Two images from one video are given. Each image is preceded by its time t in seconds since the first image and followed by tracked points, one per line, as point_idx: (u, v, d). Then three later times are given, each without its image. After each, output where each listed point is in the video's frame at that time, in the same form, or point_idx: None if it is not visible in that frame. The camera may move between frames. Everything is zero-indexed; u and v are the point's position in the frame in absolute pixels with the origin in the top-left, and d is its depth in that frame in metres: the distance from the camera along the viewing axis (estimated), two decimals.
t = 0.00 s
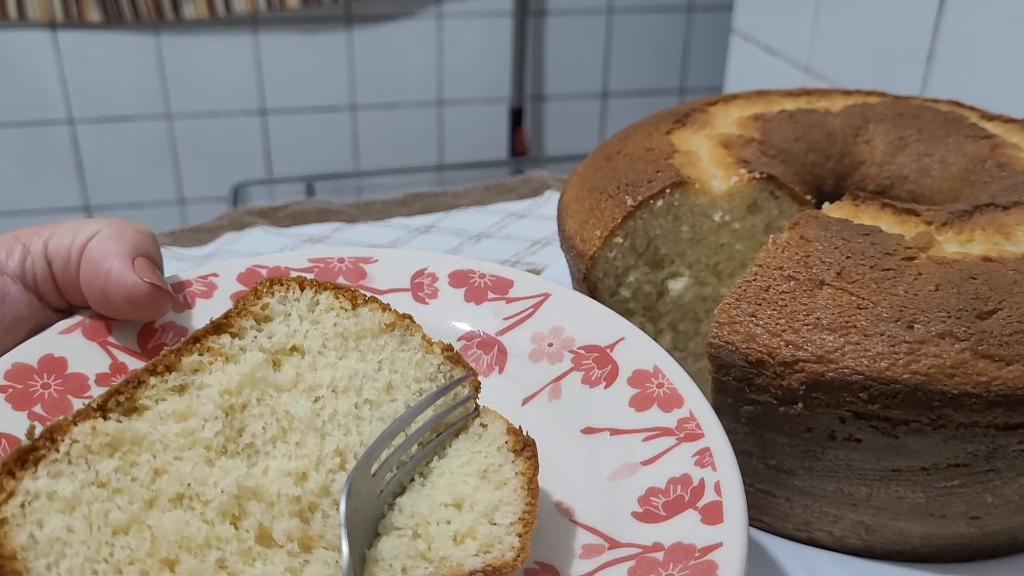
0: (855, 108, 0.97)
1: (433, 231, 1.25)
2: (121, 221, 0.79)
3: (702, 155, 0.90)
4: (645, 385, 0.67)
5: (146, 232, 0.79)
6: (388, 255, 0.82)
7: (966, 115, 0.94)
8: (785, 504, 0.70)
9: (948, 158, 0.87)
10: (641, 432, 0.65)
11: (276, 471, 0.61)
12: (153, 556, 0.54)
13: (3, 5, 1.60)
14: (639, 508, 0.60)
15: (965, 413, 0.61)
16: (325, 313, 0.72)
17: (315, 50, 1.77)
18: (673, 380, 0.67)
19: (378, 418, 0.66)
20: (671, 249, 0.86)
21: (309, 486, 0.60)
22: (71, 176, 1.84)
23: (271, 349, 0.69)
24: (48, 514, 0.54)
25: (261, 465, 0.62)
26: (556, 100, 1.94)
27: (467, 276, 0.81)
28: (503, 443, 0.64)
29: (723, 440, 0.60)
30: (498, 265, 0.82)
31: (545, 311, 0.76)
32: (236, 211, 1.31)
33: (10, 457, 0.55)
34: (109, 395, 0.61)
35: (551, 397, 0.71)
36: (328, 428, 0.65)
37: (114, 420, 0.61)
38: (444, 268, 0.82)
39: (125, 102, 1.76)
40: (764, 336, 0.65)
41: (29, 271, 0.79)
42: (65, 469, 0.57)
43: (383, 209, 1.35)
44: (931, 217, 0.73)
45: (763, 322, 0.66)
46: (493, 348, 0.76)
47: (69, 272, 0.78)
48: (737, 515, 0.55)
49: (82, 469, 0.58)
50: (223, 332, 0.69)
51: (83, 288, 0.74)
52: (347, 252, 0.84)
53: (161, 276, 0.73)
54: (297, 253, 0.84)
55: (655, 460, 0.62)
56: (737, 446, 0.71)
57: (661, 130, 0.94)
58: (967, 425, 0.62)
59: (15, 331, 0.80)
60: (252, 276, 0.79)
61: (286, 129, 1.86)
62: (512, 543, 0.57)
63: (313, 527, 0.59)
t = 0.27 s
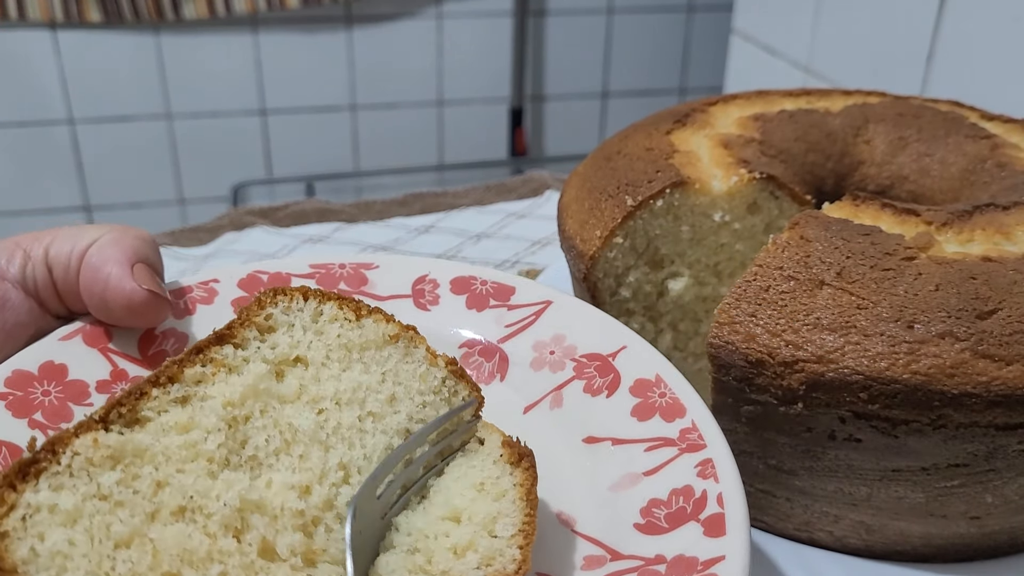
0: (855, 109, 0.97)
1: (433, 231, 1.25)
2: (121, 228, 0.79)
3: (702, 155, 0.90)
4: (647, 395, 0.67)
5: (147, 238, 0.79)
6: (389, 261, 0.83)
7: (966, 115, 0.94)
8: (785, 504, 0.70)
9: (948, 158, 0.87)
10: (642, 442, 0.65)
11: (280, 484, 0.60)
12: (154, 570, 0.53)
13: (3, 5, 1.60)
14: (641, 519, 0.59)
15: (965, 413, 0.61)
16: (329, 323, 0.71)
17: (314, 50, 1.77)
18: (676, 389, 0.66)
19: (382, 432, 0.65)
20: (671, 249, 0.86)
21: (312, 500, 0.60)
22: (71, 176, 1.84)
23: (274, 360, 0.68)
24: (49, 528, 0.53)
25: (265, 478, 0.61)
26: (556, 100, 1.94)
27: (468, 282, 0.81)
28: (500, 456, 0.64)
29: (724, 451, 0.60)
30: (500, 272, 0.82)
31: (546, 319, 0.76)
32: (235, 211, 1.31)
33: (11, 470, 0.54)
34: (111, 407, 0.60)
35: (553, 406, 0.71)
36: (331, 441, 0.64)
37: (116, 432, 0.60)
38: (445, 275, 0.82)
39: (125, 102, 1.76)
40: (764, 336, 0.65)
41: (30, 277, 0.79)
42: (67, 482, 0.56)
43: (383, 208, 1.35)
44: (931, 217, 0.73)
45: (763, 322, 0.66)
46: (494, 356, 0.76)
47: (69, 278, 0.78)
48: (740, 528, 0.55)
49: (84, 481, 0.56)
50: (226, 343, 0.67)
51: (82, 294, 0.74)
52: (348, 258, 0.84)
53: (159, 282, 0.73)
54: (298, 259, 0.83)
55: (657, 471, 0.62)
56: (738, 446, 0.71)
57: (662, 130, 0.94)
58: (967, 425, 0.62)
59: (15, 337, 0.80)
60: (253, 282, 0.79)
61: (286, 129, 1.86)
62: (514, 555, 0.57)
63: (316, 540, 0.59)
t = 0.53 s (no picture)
0: (855, 109, 0.97)
1: (433, 231, 1.25)
2: (119, 236, 0.80)
3: (702, 155, 0.90)
4: (644, 404, 0.67)
5: (144, 246, 0.79)
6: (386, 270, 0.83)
7: (966, 115, 0.94)
8: (785, 505, 0.71)
9: (948, 158, 0.87)
10: (639, 451, 0.65)
11: (277, 495, 0.60)
12: None
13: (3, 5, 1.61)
14: (637, 529, 0.60)
15: (965, 413, 0.61)
16: (327, 332, 0.70)
17: (315, 50, 1.77)
18: (673, 399, 0.67)
19: (378, 441, 0.64)
20: (671, 249, 0.86)
21: (309, 511, 0.60)
22: (71, 176, 1.84)
23: (272, 370, 0.67)
24: (46, 537, 0.53)
25: (261, 489, 0.61)
26: (556, 100, 1.94)
27: (466, 290, 0.81)
28: (493, 468, 0.64)
29: (721, 461, 0.60)
30: (497, 280, 0.82)
31: (544, 328, 0.76)
32: (235, 211, 1.31)
33: (8, 479, 0.54)
34: (108, 417, 0.60)
35: (549, 414, 0.71)
36: (329, 451, 0.64)
37: (113, 441, 0.59)
38: (442, 283, 0.82)
39: (125, 102, 1.76)
40: (764, 336, 0.65)
41: (27, 285, 0.79)
42: (63, 491, 0.56)
43: (383, 208, 1.35)
44: (932, 217, 0.73)
45: (763, 322, 0.66)
46: (491, 364, 0.76)
47: (67, 285, 0.77)
48: (735, 539, 0.55)
49: (81, 491, 0.56)
50: (223, 352, 0.67)
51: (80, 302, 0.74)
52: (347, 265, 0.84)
53: (156, 290, 0.73)
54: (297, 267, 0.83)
55: (653, 481, 0.62)
56: (737, 446, 0.71)
57: (662, 130, 0.94)
58: (967, 425, 0.62)
59: (13, 345, 0.80)
60: (251, 290, 0.79)
61: (286, 129, 1.86)
62: (510, 567, 0.56)
63: (313, 552, 0.58)
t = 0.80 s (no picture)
0: (855, 109, 0.97)
1: (433, 231, 1.25)
2: (122, 244, 0.80)
3: (702, 155, 0.91)
4: (653, 413, 0.67)
5: (147, 254, 0.79)
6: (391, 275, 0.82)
7: (966, 115, 0.94)
8: (785, 505, 0.71)
9: (948, 158, 0.87)
10: (648, 462, 0.65)
11: (282, 511, 0.60)
12: None
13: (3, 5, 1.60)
14: (647, 542, 0.59)
15: (965, 413, 0.61)
16: (332, 343, 0.70)
17: (315, 50, 1.77)
18: (682, 409, 0.67)
19: (384, 452, 0.64)
20: (671, 249, 0.86)
21: (315, 526, 0.60)
22: (71, 177, 1.84)
23: (277, 383, 0.67)
24: (51, 558, 0.53)
25: (267, 505, 0.61)
26: (556, 100, 1.94)
27: (472, 296, 0.81)
28: (500, 483, 0.63)
29: (731, 472, 0.60)
30: (504, 286, 0.82)
31: (551, 335, 0.76)
32: (235, 212, 1.31)
33: (12, 498, 0.53)
34: (112, 433, 0.60)
35: (557, 423, 0.71)
36: (334, 465, 0.63)
37: (118, 459, 0.59)
38: (447, 288, 0.82)
39: (126, 102, 1.76)
40: (764, 336, 0.65)
41: (30, 292, 0.79)
42: (68, 510, 0.55)
43: (383, 208, 1.35)
44: (932, 217, 0.73)
45: (763, 322, 0.66)
46: (498, 371, 0.76)
47: (69, 292, 0.77)
48: (747, 553, 0.55)
49: (86, 510, 0.56)
50: (228, 365, 0.67)
51: (82, 309, 0.73)
52: (351, 271, 0.83)
53: (158, 296, 0.73)
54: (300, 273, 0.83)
55: (663, 492, 0.62)
56: (738, 446, 0.71)
57: (662, 130, 0.94)
58: (967, 425, 0.62)
59: (15, 353, 0.80)
60: (254, 296, 0.80)
61: (286, 129, 1.86)
62: None
63: (319, 568, 0.58)
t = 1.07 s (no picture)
0: (855, 109, 0.97)
1: (433, 231, 1.25)
2: (126, 260, 0.80)
3: (702, 155, 0.91)
4: (657, 434, 0.67)
5: (152, 270, 0.79)
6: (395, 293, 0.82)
7: (966, 115, 0.94)
8: (785, 505, 0.71)
9: (948, 158, 0.87)
10: (653, 482, 0.65)
11: (285, 529, 0.59)
12: None
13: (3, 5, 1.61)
14: (652, 563, 0.59)
15: (965, 413, 0.61)
16: (336, 360, 0.70)
17: (315, 50, 1.77)
18: (687, 429, 0.66)
19: (385, 467, 0.63)
20: (671, 249, 0.86)
21: (316, 544, 0.58)
22: (71, 177, 1.84)
23: (281, 400, 0.67)
24: None
25: (269, 523, 0.60)
26: (556, 100, 1.94)
27: (476, 314, 0.81)
28: (507, 506, 0.63)
29: (736, 493, 0.60)
30: (508, 303, 0.82)
31: (555, 354, 0.76)
32: (235, 212, 1.31)
33: (16, 515, 0.54)
34: (117, 449, 0.61)
35: (561, 443, 0.71)
36: (336, 481, 0.63)
37: (122, 476, 0.60)
38: (451, 306, 0.82)
39: (126, 102, 1.76)
40: (765, 336, 0.65)
41: (34, 307, 0.79)
42: (72, 527, 0.56)
43: (383, 208, 1.34)
44: (932, 217, 0.73)
45: (763, 322, 0.66)
46: (502, 391, 0.76)
47: (74, 307, 0.77)
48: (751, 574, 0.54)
49: (90, 527, 0.57)
50: (233, 382, 0.67)
51: (86, 326, 0.74)
52: (355, 288, 0.83)
53: (162, 314, 0.73)
54: (304, 289, 0.83)
55: (668, 513, 0.62)
56: (738, 446, 0.71)
57: (662, 130, 0.94)
58: (967, 425, 0.62)
59: (19, 368, 0.80)
60: (258, 313, 0.79)
61: (287, 129, 1.85)
62: None
63: None
